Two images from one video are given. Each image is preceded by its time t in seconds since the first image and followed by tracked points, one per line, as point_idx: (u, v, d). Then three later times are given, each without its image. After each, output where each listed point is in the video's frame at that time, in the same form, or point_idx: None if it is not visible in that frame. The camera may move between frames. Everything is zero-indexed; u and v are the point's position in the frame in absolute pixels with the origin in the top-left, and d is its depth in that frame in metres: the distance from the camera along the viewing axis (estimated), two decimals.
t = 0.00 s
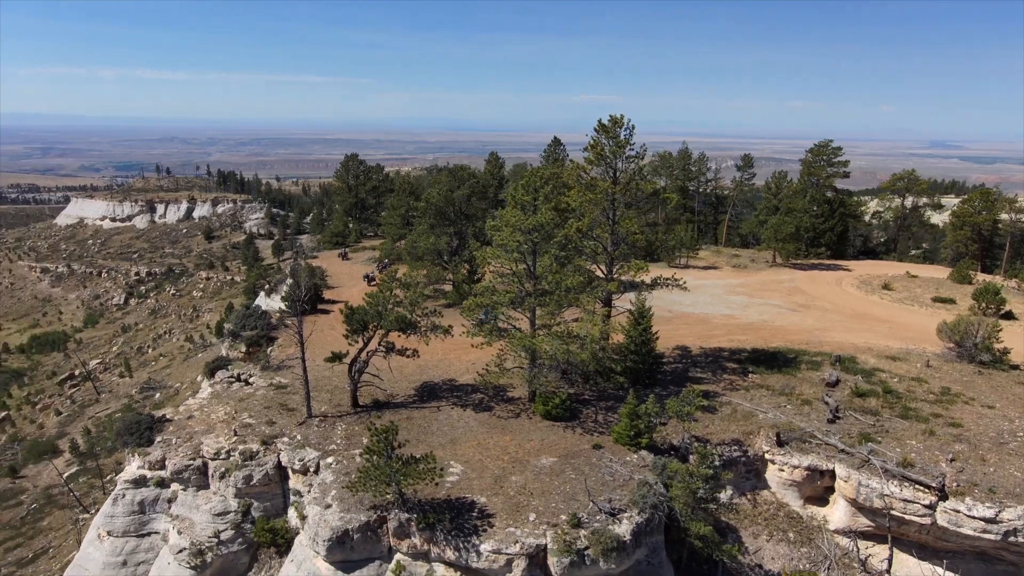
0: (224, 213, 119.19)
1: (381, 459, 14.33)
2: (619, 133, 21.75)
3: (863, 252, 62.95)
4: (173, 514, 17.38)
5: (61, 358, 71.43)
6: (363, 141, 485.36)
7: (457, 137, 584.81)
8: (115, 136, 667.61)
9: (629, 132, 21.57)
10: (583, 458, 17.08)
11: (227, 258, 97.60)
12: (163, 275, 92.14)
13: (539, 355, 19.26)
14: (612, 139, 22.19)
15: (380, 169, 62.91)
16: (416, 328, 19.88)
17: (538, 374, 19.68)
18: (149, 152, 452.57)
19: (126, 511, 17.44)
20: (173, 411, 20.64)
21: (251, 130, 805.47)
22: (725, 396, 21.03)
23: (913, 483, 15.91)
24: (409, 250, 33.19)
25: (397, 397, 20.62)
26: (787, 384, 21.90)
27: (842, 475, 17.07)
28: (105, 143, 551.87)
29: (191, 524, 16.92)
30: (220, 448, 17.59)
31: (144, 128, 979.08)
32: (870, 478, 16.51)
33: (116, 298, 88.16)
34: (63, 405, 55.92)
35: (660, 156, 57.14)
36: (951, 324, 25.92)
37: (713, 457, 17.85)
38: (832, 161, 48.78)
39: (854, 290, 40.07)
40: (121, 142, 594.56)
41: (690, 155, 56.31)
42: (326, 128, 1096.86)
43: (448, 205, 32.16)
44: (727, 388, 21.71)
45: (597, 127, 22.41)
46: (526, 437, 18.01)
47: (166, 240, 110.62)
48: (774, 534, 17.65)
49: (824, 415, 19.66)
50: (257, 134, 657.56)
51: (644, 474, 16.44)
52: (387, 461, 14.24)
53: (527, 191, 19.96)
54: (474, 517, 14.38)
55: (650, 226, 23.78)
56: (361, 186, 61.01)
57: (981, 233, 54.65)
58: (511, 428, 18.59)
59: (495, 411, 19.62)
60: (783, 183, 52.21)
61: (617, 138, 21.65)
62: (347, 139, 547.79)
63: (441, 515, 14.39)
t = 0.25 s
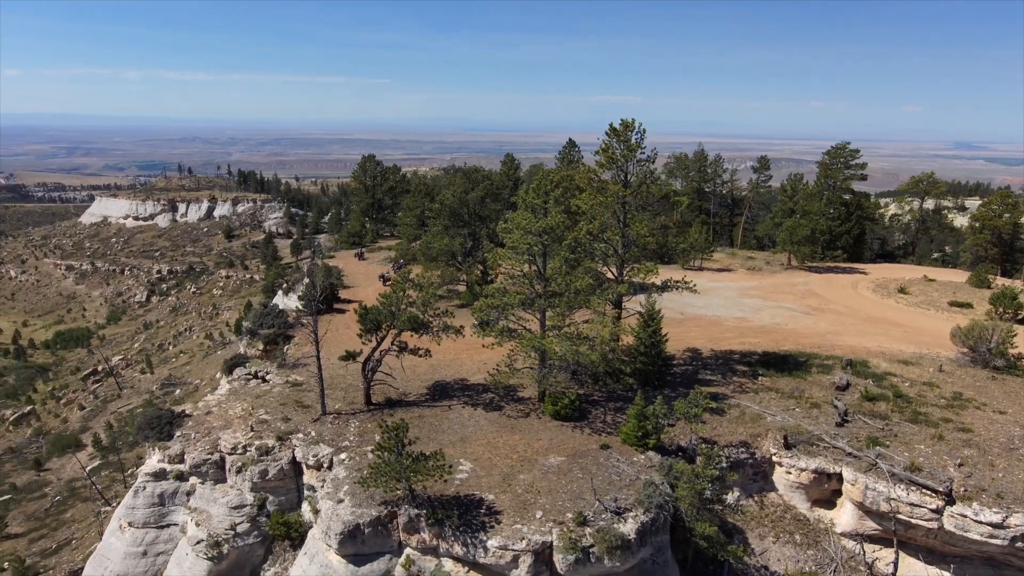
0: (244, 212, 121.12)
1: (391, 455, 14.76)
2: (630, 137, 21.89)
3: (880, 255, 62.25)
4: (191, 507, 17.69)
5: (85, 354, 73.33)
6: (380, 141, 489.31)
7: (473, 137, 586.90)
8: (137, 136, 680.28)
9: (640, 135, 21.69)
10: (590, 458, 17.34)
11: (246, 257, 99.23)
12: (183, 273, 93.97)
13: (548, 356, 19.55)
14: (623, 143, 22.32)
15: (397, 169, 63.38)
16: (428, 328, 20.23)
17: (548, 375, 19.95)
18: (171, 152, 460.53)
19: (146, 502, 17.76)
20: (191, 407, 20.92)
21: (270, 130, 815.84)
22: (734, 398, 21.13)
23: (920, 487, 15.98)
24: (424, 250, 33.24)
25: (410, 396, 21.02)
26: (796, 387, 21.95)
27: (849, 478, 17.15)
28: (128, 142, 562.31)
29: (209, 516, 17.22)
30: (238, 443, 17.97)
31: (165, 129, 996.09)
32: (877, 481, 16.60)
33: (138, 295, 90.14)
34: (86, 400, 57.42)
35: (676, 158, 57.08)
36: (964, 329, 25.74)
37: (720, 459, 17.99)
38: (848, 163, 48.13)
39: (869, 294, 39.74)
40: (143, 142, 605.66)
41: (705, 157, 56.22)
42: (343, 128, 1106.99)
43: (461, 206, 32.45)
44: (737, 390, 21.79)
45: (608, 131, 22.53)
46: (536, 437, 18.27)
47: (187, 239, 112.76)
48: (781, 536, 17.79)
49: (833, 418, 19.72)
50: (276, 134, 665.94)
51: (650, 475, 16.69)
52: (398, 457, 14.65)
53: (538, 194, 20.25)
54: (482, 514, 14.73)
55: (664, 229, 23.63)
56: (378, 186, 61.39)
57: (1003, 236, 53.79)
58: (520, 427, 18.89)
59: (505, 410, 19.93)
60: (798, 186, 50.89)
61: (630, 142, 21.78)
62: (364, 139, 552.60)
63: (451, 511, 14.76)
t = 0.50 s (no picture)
0: (262, 212, 122.80)
1: (406, 454, 15.14)
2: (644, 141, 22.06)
3: (897, 258, 61.62)
4: (212, 501, 18.09)
5: (107, 351, 74.94)
6: (395, 141, 492.44)
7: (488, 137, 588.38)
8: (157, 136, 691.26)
9: (653, 139, 21.93)
10: (602, 459, 17.56)
11: (264, 256, 100.64)
12: (202, 271, 95.56)
13: (561, 357, 19.83)
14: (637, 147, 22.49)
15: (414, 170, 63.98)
16: (444, 330, 20.54)
17: (560, 377, 20.17)
18: (190, 152, 467.65)
19: (168, 497, 18.14)
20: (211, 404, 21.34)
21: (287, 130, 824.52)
22: (747, 402, 21.19)
23: (932, 493, 16.00)
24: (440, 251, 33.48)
25: (425, 396, 21.36)
26: (809, 392, 21.99)
27: (861, 483, 17.20)
28: (150, 142, 572.15)
29: (229, 511, 17.61)
30: (257, 440, 18.34)
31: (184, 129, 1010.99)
32: (889, 486, 16.64)
33: (157, 293, 91.89)
34: (108, 396, 58.73)
35: (691, 159, 56.98)
36: (981, 334, 25.56)
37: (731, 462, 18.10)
38: (867, 166, 47.81)
39: (886, 298, 39.43)
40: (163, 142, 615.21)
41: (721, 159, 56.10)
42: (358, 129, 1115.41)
43: (477, 209, 32.84)
44: (749, 394, 21.85)
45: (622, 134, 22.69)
46: (548, 438, 18.51)
47: (206, 238, 114.61)
48: (792, 539, 17.89)
49: (846, 423, 19.75)
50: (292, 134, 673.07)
51: (661, 477, 16.87)
52: (413, 456, 15.00)
53: (552, 198, 20.48)
54: (495, 512, 15.04)
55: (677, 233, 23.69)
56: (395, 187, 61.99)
57: None
58: (534, 428, 19.15)
59: (518, 411, 20.20)
60: (815, 189, 50.31)
61: (644, 146, 21.93)
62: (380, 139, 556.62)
63: (465, 509, 15.07)
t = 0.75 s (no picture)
0: (274, 212, 123.84)
1: (424, 455, 15.32)
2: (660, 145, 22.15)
3: (912, 261, 61.12)
4: (230, 500, 18.30)
5: (122, 349, 75.99)
6: (406, 141, 494.91)
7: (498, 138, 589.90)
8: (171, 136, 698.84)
9: (668, 144, 22.02)
10: (617, 462, 17.68)
11: (276, 256, 101.52)
12: (215, 271, 96.57)
13: (576, 360, 19.97)
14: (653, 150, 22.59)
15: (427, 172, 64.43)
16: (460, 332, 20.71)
17: (575, 379, 20.31)
18: (204, 152, 472.37)
19: (188, 495, 18.40)
20: (229, 405, 21.61)
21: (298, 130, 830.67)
22: (761, 406, 21.22)
23: (948, 498, 15.97)
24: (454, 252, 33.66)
25: (440, 397, 21.57)
26: (824, 396, 21.98)
27: (876, 488, 17.19)
28: (164, 142, 578.70)
29: (247, 510, 17.82)
30: (275, 440, 18.59)
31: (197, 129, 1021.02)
32: (905, 492, 16.62)
33: (171, 292, 93.01)
34: (123, 394, 59.58)
35: (704, 161, 56.87)
36: (998, 339, 25.37)
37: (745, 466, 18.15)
38: (881, 169, 47.67)
39: (901, 301, 39.18)
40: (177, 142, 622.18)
41: (734, 161, 55.97)
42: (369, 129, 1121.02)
43: (490, 211, 32.86)
44: (764, 398, 21.87)
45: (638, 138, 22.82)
46: (563, 440, 18.66)
47: (220, 238, 115.78)
48: (806, 544, 17.91)
49: (861, 428, 19.73)
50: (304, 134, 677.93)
51: (676, 480, 16.95)
52: (430, 457, 15.18)
53: (567, 202, 20.61)
54: (511, 514, 15.20)
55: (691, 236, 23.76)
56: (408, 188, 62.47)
57: None
58: (548, 430, 19.32)
59: (533, 413, 20.37)
60: (829, 191, 50.07)
61: (659, 150, 22.02)
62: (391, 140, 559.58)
63: (481, 510, 15.24)
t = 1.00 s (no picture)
0: (286, 212, 124.64)
1: (450, 459, 15.37)
2: (681, 150, 22.13)
3: (929, 265, 60.49)
4: (255, 501, 18.45)
5: (137, 347, 76.87)
6: (417, 141, 497.84)
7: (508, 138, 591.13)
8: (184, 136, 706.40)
9: (690, 147, 21.94)
10: (639, 467, 17.67)
11: (288, 256, 102.21)
12: (228, 271, 97.41)
13: (598, 364, 19.96)
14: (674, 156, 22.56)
15: (440, 173, 64.58)
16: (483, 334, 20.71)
17: (596, 383, 20.28)
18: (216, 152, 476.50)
19: (214, 496, 18.57)
20: (252, 406, 21.76)
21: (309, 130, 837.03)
22: (784, 411, 21.14)
23: (976, 506, 15.84)
24: (471, 255, 33.76)
25: (461, 400, 21.66)
26: (846, 401, 21.86)
27: (902, 494, 17.09)
28: (177, 142, 584.86)
29: (272, 511, 17.96)
30: (300, 441, 18.73)
31: (209, 129, 1030.73)
32: (930, 500, 16.50)
33: (185, 291, 93.93)
34: (139, 392, 60.25)
35: (719, 163, 56.74)
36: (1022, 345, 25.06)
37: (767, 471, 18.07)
38: (899, 171, 47.58)
39: (919, 305, 38.82)
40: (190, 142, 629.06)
41: (749, 163, 55.68)
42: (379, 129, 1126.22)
43: (507, 213, 32.75)
44: (786, 403, 21.78)
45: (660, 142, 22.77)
46: (585, 444, 18.70)
47: (232, 238, 116.73)
48: (830, 550, 17.82)
49: (884, 434, 19.58)
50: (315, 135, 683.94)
51: (700, 486, 16.91)
52: (456, 461, 15.21)
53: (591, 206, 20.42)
54: (536, 518, 15.24)
55: (712, 240, 23.70)
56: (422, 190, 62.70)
57: None
58: (571, 434, 19.34)
59: (554, 416, 20.42)
60: (846, 194, 49.68)
61: (681, 155, 22.04)
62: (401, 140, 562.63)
63: (507, 513, 15.32)
